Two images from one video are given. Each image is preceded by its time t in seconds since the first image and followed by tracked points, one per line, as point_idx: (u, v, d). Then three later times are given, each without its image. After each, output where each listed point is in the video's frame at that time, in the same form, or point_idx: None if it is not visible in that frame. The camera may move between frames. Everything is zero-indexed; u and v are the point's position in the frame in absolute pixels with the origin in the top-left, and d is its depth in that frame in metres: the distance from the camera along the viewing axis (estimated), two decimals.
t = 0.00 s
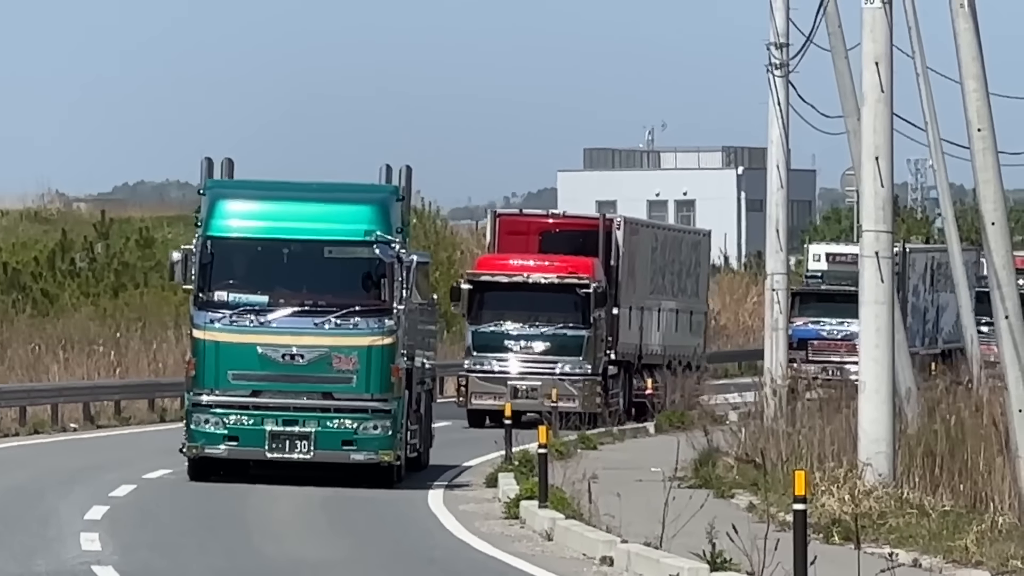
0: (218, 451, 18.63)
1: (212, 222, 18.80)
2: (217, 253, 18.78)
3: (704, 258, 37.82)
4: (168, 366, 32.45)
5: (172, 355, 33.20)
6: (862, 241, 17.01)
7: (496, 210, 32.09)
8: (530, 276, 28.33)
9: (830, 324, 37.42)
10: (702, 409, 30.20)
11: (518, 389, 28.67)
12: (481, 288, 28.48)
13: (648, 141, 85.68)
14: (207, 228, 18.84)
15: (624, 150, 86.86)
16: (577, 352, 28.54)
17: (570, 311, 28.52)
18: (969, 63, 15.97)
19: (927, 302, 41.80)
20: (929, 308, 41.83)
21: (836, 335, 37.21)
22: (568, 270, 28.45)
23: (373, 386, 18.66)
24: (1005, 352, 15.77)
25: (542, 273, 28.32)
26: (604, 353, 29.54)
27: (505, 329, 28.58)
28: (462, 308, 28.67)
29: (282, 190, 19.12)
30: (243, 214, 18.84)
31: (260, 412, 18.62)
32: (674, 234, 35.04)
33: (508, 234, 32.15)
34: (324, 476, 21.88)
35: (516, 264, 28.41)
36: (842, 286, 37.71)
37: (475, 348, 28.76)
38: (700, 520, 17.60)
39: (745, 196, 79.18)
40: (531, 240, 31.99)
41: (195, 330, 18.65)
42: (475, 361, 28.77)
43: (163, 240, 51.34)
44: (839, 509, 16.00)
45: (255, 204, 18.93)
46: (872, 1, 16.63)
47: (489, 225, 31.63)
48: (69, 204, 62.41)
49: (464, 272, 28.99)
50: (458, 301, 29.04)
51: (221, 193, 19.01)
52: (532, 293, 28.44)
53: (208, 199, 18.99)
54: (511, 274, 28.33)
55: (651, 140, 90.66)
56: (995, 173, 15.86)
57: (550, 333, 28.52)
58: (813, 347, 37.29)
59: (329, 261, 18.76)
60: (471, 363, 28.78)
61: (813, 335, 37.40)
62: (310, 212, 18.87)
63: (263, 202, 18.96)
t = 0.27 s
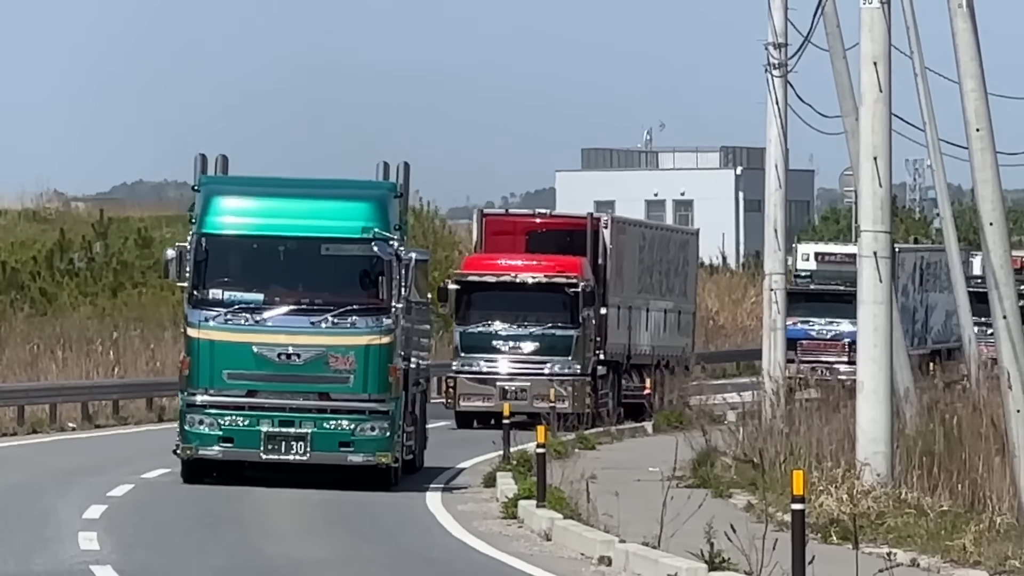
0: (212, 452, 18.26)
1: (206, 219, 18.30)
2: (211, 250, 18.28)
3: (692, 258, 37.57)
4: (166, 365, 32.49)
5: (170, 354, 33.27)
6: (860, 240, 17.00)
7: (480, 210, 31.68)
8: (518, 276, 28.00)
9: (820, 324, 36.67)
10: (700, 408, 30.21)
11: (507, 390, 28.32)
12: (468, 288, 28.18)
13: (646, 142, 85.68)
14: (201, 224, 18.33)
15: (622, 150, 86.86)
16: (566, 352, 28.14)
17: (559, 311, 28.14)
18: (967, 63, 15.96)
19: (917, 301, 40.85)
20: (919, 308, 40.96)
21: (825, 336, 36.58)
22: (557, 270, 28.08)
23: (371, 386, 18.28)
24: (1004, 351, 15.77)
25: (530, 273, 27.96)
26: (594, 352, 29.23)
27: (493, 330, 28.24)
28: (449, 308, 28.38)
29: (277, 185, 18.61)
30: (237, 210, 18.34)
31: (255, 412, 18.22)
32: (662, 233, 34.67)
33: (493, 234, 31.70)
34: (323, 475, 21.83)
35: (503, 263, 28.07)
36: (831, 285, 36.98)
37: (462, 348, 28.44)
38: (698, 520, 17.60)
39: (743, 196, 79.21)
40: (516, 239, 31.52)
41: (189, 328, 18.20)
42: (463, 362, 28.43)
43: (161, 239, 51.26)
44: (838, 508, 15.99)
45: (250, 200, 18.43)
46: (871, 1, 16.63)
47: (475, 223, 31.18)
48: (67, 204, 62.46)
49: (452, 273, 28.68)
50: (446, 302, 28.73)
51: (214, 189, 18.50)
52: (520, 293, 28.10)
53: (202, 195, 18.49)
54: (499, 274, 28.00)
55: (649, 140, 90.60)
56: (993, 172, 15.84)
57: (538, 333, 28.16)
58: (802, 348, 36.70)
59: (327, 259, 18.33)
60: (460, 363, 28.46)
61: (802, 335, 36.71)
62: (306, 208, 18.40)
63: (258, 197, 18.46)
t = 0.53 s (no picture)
0: (207, 454, 17.89)
1: (201, 216, 18.01)
2: (207, 248, 18.01)
3: (681, 255, 36.80)
4: (165, 364, 32.51)
5: (169, 353, 33.29)
6: (859, 239, 17.01)
7: (469, 208, 31.51)
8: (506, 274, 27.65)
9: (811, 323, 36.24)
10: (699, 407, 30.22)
11: (497, 388, 28.15)
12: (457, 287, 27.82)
13: (645, 140, 85.67)
14: (196, 222, 18.06)
15: (621, 149, 86.85)
16: (555, 350, 27.87)
17: (548, 309, 27.81)
18: (965, 62, 15.97)
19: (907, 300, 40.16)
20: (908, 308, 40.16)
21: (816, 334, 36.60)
22: (546, 268, 27.74)
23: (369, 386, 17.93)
24: (1002, 351, 15.79)
25: (519, 271, 27.62)
26: (584, 352, 28.78)
27: (482, 329, 27.95)
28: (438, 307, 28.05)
29: (273, 181, 18.33)
30: (233, 207, 18.05)
31: (251, 413, 17.86)
32: (654, 231, 34.27)
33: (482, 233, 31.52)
34: (322, 473, 21.82)
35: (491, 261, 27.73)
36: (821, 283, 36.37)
37: (451, 347, 28.19)
38: (697, 518, 17.59)
39: (742, 195, 79.26)
40: (506, 238, 31.35)
41: (184, 327, 17.86)
42: (452, 361, 28.21)
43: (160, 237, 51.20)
44: (836, 507, 16.00)
45: (245, 196, 18.13)
46: (869, 0, 16.66)
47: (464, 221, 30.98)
48: (66, 203, 62.49)
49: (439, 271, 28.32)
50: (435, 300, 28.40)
51: (209, 185, 18.21)
52: (508, 291, 27.75)
53: (197, 191, 18.20)
54: (487, 272, 27.65)
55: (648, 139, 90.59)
56: (992, 172, 15.85)
57: (528, 332, 27.86)
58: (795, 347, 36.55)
59: (324, 257, 18.06)
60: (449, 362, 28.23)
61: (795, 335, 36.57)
62: (303, 205, 18.12)
63: (253, 193, 18.16)
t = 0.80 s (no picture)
0: (202, 459, 17.42)
1: (196, 215, 17.61)
2: (202, 248, 17.58)
3: (668, 258, 36.47)
4: (163, 366, 32.47)
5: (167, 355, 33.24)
6: (859, 241, 17.00)
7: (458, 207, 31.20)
8: (496, 275, 27.60)
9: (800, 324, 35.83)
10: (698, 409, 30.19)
11: (486, 390, 27.91)
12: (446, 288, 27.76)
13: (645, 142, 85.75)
14: (191, 221, 17.66)
15: (620, 150, 86.90)
16: (545, 351, 27.68)
17: (538, 310, 27.70)
18: (965, 64, 15.96)
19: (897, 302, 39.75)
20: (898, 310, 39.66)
21: (805, 337, 36.16)
22: (536, 268, 27.65)
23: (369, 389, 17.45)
24: (1002, 353, 15.79)
25: (509, 272, 27.56)
26: (574, 355, 28.54)
27: (471, 330, 27.80)
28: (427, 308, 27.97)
29: (270, 180, 17.91)
30: (229, 206, 17.65)
31: (247, 417, 17.40)
32: (642, 234, 34.00)
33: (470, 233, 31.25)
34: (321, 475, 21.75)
35: (481, 262, 27.65)
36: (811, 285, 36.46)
37: (441, 349, 28.03)
38: (696, 520, 17.59)
39: (742, 197, 79.28)
40: (494, 238, 31.12)
41: (179, 329, 17.40)
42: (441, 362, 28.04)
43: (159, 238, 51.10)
44: (835, 509, 15.98)
45: (242, 195, 17.73)
46: (869, 2, 16.66)
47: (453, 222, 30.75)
48: (65, 204, 62.56)
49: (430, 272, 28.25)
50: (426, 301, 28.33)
51: (206, 184, 17.81)
52: (499, 291, 27.68)
53: (193, 190, 17.81)
54: (477, 273, 27.57)
55: (648, 140, 90.56)
56: (991, 173, 15.83)
57: (518, 333, 27.70)
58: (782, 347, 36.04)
59: (322, 258, 17.60)
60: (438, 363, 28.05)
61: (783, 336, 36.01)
62: (301, 204, 17.67)
63: (250, 193, 17.76)
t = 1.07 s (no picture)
0: (197, 462, 17.03)
1: (191, 214, 17.26)
2: (197, 247, 17.23)
3: (655, 258, 36.12)
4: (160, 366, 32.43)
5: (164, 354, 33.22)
6: (857, 242, 17.02)
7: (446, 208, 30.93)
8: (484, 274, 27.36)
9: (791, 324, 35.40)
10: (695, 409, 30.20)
11: (474, 391, 27.67)
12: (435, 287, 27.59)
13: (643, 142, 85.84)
14: (186, 219, 17.30)
15: (618, 150, 86.93)
16: (533, 352, 27.41)
17: (527, 310, 27.44)
18: (963, 65, 15.98)
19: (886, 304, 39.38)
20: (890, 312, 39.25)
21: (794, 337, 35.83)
22: (524, 267, 27.32)
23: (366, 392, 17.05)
24: (999, 353, 15.80)
25: (496, 272, 27.29)
26: (563, 356, 28.21)
27: (459, 330, 27.58)
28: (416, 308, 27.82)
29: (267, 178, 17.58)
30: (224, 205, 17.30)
31: (243, 419, 17.01)
32: (629, 234, 33.69)
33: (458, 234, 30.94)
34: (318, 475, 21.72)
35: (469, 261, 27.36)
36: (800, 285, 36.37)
37: (429, 348, 27.81)
38: (694, 521, 17.58)
39: (740, 198, 79.31)
40: (482, 238, 30.82)
41: (173, 330, 16.99)
42: (429, 362, 27.80)
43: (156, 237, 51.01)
44: (832, 509, 15.99)
45: (238, 194, 17.40)
46: (867, 2, 16.67)
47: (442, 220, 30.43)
48: (64, 204, 62.51)
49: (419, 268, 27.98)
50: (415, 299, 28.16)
51: (200, 181, 17.45)
52: (488, 290, 27.47)
53: (187, 188, 17.45)
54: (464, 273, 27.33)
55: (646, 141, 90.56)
56: (989, 174, 15.84)
57: (506, 333, 27.45)
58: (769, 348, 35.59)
59: (319, 257, 17.27)
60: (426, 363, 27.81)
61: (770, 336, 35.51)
62: (298, 203, 17.34)
63: (246, 191, 17.42)
